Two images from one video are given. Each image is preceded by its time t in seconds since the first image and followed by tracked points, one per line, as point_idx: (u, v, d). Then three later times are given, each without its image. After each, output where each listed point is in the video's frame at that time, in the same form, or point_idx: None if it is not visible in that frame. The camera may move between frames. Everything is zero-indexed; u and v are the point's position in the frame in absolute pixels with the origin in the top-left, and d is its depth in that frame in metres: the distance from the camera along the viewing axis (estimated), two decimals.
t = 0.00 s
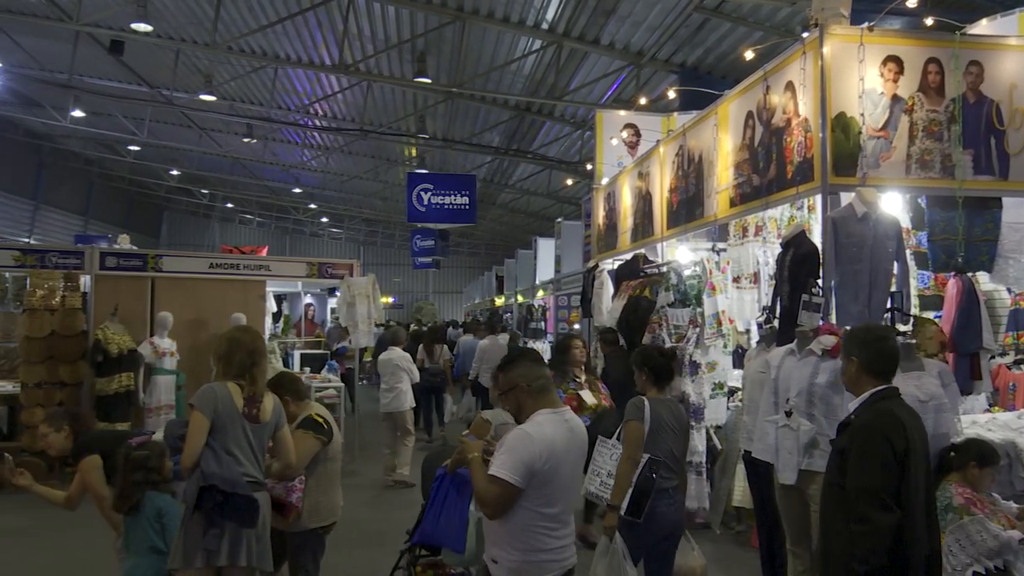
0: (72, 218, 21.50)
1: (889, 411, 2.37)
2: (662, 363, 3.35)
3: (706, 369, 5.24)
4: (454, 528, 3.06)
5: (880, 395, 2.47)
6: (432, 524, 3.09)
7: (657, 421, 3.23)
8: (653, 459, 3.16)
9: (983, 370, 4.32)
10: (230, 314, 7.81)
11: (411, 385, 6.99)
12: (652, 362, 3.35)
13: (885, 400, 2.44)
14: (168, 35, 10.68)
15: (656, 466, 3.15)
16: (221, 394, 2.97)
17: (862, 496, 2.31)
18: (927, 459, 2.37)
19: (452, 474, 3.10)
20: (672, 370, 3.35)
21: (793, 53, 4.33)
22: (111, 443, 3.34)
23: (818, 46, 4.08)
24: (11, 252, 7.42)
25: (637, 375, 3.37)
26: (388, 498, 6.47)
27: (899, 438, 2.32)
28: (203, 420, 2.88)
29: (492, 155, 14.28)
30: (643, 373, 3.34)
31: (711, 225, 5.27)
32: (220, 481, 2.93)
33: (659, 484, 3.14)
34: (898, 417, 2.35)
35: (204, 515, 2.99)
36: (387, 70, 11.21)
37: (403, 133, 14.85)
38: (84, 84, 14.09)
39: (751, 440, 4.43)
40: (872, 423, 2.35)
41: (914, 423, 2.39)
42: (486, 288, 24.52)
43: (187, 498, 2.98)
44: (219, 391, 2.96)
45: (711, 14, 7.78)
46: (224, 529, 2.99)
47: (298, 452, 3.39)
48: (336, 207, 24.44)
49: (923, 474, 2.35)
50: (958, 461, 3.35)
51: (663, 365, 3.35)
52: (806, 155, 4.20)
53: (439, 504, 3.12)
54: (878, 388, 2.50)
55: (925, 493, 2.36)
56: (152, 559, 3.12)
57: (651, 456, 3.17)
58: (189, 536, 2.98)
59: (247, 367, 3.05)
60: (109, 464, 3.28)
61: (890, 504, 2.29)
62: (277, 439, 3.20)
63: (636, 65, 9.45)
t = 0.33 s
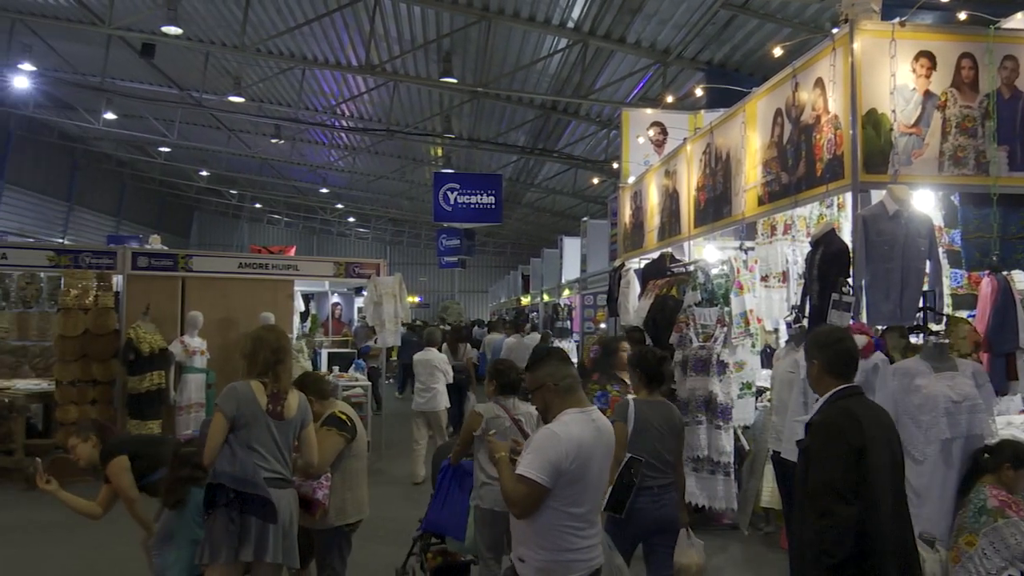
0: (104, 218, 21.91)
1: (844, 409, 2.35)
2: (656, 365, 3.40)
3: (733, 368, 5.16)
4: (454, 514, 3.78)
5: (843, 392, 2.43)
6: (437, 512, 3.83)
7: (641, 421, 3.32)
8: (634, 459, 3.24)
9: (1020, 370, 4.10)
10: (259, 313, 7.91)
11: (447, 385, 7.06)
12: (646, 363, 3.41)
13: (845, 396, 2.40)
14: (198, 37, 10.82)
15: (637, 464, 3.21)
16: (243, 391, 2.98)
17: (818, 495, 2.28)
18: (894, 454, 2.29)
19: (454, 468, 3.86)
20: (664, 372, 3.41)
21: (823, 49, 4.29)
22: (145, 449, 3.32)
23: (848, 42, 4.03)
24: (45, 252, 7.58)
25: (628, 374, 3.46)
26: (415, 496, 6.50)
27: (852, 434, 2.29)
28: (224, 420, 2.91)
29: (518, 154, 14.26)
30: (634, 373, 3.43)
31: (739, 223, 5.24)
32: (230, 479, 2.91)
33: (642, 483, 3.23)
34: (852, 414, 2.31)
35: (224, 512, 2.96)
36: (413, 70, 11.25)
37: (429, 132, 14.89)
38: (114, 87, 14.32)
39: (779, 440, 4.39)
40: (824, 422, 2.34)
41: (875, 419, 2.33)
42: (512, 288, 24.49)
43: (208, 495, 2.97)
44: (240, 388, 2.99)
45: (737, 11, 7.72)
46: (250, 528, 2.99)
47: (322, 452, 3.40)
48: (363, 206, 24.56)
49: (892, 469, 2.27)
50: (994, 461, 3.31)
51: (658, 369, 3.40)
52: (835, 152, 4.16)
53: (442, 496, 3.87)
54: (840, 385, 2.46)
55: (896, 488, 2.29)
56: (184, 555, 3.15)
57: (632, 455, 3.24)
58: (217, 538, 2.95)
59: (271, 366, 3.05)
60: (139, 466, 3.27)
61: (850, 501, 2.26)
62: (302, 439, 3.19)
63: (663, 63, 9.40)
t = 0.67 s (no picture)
0: (133, 219, 22.24)
1: (797, 410, 2.37)
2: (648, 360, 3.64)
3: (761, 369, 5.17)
4: (459, 503, 4.08)
5: (798, 391, 2.45)
6: (446, 501, 4.14)
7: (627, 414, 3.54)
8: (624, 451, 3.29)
9: None
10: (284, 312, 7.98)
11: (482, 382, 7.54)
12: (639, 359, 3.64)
13: (799, 396, 2.43)
14: (224, 39, 10.93)
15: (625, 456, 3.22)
16: (271, 390, 2.99)
17: (760, 493, 2.35)
18: (842, 454, 2.33)
19: (461, 460, 4.14)
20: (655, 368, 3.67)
21: (851, 46, 4.24)
22: (170, 448, 3.37)
23: (876, 38, 3.98)
24: (76, 253, 7.70)
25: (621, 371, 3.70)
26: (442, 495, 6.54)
27: (798, 435, 2.33)
28: (253, 418, 2.92)
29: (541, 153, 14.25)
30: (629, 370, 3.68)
31: (765, 222, 5.19)
32: (254, 478, 2.87)
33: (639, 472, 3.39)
34: (801, 416, 2.34)
35: (248, 510, 2.95)
36: (437, 71, 11.28)
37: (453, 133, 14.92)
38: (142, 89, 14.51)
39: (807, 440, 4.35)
40: (772, 421, 2.38)
41: (827, 420, 2.36)
42: (536, 288, 24.45)
43: (233, 493, 2.96)
44: (268, 387, 2.99)
45: (762, 8, 7.67)
46: (277, 527, 2.98)
47: (345, 450, 3.39)
48: (387, 206, 24.65)
49: (838, 469, 2.32)
50: None
51: (649, 363, 3.70)
52: (864, 150, 4.11)
53: (451, 486, 4.18)
54: (798, 383, 2.48)
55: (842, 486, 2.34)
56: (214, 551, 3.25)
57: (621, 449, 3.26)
58: (245, 536, 2.94)
59: (297, 365, 3.06)
60: (163, 465, 3.32)
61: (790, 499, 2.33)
62: (326, 436, 3.21)
63: (687, 61, 9.36)
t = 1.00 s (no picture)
0: (157, 219, 22.51)
1: (768, 404, 2.61)
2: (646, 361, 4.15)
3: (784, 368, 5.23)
4: (466, 494, 4.26)
5: (770, 386, 2.69)
6: (452, 491, 4.31)
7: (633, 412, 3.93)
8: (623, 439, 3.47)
9: None
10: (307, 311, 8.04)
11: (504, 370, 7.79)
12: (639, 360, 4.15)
13: (771, 392, 2.67)
14: (247, 40, 11.03)
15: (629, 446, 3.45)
16: (297, 388, 3.01)
17: (736, 483, 2.61)
18: (810, 444, 2.57)
19: (470, 451, 4.29)
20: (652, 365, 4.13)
21: (876, 42, 4.19)
22: (193, 448, 3.42)
23: (901, 34, 3.94)
24: (101, 253, 7.80)
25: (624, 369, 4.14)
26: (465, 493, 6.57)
27: (766, 427, 2.57)
28: (280, 417, 2.93)
29: (562, 152, 14.21)
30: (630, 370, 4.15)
31: (788, 220, 5.16)
32: (289, 476, 2.91)
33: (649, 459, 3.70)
34: (771, 410, 2.58)
35: (278, 507, 3.00)
36: (458, 70, 11.29)
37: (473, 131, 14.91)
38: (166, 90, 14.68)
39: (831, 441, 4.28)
40: (745, 415, 2.62)
41: (795, 415, 2.60)
42: (557, 287, 24.35)
43: (266, 489, 3.01)
44: (295, 386, 3.01)
45: (784, 4, 7.61)
46: (305, 524, 3.01)
47: (366, 448, 3.42)
48: (408, 205, 24.71)
49: (808, 458, 2.56)
50: None
51: (647, 362, 4.15)
52: (888, 147, 4.07)
53: (459, 476, 4.34)
54: (771, 378, 2.71)
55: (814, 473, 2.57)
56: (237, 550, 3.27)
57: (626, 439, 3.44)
58: (273, 534, 2.99)
59: (322, 365, 3.08)
60: (186, 464, 3.37)
61: (763, 487, 2.57)
62: (348, 434, 3.23)
63: (709, 58, 9.30)
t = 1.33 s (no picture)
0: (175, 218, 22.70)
1: (745, 397, 2.69)
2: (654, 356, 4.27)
3: (802, 367, 5.23)
4: (472, 484, 4.58)
5: (749, 382, 2.76)
6: (458, 481, 4.61)
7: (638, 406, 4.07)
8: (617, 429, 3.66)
9: None
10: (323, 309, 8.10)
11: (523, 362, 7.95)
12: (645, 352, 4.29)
13: (746, 387, 2.74)
14: (264, 40, 11.09)
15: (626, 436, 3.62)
16: (317, 387, 3.01)
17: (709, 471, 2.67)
18: (779, 441, 2.64)
19: (475, 442, 4.54)
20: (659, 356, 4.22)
21: (895, 38, 4.16)
22: (205, 446, 3.42)
23: (921, 30, 3.90)
24: (121, 252, 7.88)
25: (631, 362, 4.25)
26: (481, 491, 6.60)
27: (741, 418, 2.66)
28: (300, 416, 2.94)
29: (578, 150, 14.18)
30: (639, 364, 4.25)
31: (806, 218, 5.14)
32: (313, 475, 2.93)
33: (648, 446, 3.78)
34: (748, 403, 2.66)
35: (299, 506, 3.00)
36: (474, 68, 11.29)
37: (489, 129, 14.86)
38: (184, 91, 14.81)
39: (850, 441, 4.24)
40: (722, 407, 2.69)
41: (771, 409, 2.68)
42: (573, 285, 24.27)
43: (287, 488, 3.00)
44: (315, 384, 3.02)
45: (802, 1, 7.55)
46: (323, 522, 3.01)
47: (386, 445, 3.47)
48: (423, 204, 24.76)
49: (775, 451, 2.64)
50: None
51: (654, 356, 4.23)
52: (908, 144, 4.03)
53: (463, 467, 4.65)
54: (749, 374, 2.78)
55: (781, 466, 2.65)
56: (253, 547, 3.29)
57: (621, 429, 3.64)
58: (289, 532, 3.00)
59: (344, 364, 3.10)
60: (200, 463, 3.38)
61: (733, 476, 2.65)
62: (368, 430, 3.27)
63: (725, 56, 9.26)
